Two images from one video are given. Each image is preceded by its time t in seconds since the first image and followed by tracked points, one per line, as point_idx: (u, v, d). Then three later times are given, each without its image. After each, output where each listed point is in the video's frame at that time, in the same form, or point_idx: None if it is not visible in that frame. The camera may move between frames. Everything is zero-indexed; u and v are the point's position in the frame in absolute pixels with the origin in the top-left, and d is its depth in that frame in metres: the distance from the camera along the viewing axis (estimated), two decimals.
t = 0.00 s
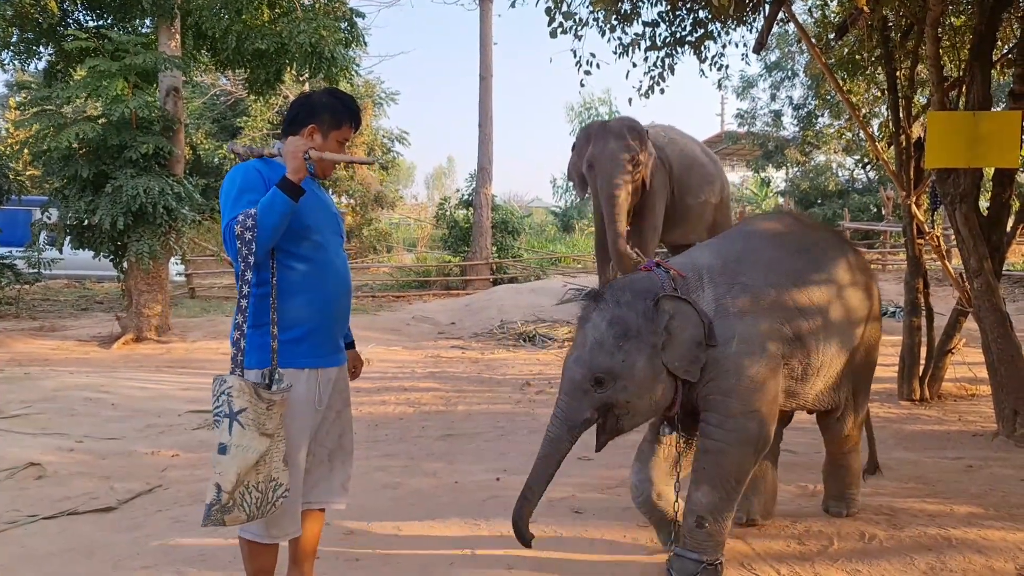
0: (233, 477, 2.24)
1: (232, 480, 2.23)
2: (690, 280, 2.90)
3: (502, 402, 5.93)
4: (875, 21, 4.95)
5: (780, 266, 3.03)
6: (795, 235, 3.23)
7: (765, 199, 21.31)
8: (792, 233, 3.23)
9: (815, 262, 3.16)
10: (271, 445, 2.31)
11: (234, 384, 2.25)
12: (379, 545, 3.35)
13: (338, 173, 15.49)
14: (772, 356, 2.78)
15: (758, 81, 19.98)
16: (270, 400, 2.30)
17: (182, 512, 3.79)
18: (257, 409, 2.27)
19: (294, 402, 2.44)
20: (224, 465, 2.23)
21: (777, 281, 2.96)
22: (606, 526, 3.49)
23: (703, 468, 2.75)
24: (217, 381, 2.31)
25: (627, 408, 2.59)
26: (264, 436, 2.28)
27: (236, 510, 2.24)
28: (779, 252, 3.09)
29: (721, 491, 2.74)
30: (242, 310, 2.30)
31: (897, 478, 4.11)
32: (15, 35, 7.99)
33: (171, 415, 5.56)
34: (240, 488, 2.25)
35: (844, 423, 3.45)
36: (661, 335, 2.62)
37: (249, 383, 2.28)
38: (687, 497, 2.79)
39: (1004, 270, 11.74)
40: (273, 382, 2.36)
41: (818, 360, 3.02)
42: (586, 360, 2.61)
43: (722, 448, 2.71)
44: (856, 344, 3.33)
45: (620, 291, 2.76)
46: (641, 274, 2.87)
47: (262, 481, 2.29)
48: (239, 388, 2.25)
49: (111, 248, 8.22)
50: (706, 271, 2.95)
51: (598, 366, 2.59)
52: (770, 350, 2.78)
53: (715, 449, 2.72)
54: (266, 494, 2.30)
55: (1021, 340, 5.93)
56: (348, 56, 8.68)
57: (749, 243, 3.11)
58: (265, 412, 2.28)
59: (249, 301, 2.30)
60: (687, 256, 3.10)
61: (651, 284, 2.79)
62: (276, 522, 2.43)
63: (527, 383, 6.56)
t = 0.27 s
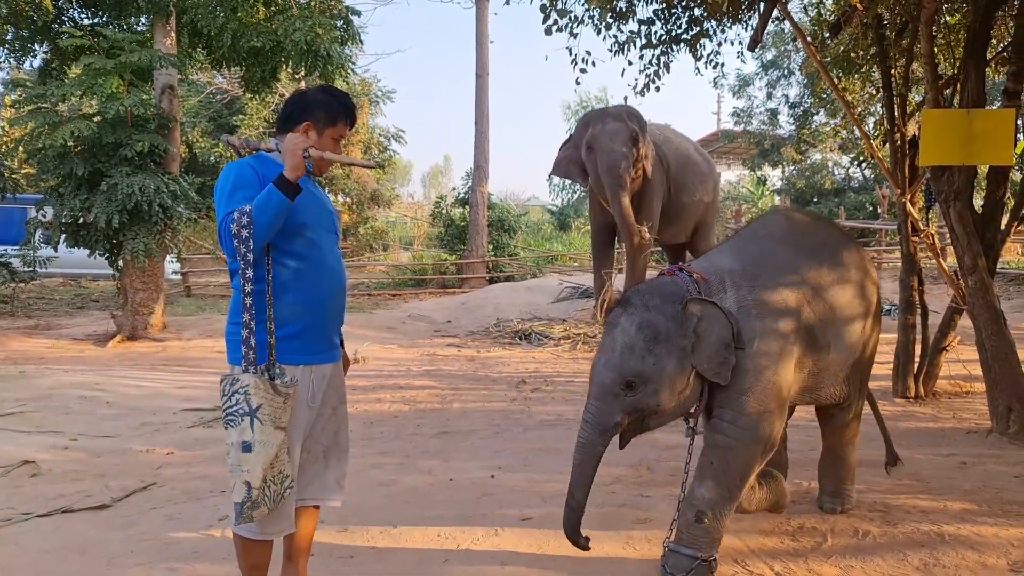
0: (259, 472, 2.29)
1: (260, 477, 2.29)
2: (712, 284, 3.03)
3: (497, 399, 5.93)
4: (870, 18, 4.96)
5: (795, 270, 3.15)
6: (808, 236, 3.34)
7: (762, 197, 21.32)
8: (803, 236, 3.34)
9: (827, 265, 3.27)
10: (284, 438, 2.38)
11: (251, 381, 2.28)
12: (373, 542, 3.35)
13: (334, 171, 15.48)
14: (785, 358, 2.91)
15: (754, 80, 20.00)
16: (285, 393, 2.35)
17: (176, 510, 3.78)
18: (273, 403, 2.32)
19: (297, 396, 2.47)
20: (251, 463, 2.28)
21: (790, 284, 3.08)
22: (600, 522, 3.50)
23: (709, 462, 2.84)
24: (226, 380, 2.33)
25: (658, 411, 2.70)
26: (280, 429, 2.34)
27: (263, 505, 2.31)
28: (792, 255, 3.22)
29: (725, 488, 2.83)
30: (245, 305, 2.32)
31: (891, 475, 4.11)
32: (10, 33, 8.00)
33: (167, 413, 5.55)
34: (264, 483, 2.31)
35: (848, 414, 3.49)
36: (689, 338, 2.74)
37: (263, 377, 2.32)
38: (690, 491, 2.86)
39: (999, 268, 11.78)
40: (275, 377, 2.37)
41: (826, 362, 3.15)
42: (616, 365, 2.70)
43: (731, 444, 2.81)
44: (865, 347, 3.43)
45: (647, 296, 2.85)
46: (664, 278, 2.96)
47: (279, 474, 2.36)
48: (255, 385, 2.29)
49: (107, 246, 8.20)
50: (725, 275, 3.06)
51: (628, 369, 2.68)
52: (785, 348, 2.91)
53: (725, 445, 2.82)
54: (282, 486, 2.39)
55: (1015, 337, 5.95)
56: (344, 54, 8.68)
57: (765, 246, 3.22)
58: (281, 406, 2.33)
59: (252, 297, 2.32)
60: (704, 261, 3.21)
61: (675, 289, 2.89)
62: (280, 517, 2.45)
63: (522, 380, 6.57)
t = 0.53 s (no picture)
0: (266, 456, 2.34)
1: (266, 461, 2.33)
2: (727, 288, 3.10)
3: (487, 395, 5.94)
4: (859, 13, 4.97)
5: (799, 272, 3.28)
6: (810, 237, 3.47)
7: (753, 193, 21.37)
8: (804, 236, 3.46)
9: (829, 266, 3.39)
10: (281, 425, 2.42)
11: (252, 368, 2.32)
12: (361, 538, 3.34)
13: (325, 168, 15.45)
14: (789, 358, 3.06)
15: (745, 76, 20.03)
16: (281, 379, 2.40)
17: (164, 506, 3.78)
18: (272, 389, 2.37)
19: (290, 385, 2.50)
20: (258, 448, 2.31)
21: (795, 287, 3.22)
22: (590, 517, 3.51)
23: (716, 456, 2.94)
24: (225, 369, 2.34)
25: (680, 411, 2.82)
26: (278, 414, 2.39)
27: (268, 489, 2.35)
28: (798, 257, 3.33)
29: (726, 482, 2.93)
30: (241, 294, 2.32)
31: (878, 469, 4.13)
32: None
33: (155, 410, 5.54)
34: (268, 468, 2.35)
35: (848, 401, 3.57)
36: (711, 340, 2.83)
37: (262, 363, 2.36)
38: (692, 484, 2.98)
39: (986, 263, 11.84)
40: (269, 362, 2.39)
41: (827, 361, 3.30)
42: (640, 367, 2.80)
43: (736, 441, 2.92)
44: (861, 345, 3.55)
45: (669, 300, 2.93)
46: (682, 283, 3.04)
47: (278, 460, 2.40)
48: (256, 371, 2.33)
49: (96, 243, 8.17)
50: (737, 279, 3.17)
51: (653, 372, 2.79)
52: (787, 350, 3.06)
53: (730, 442, 2.93)
54: (280, 473, 2.42)
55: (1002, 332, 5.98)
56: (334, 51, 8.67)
57: (771, 249, 3.34)
58: (280, 390, 2.39)
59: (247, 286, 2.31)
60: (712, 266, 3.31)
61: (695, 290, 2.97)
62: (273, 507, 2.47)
63: (513, 376, 6.58)
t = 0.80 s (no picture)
0: (236, 440, 2.30)
1: (236, 444, 2.29)
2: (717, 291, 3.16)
3: (464, 388, 5.94)
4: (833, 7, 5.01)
5: (783, 268, 3.35)
6: (790, 233, 3.54)
7: (731, 187, 21.50)
8: (786, 232, 3.53)
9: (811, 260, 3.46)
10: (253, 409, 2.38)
11: (224, 350, 2.29)
12: (334, 530, 3.32)
13: (303, 161, 15.35)
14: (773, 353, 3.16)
15: (724, 71, 20.12)
16: (254, 363, 2.36)
17: (137, 500, 3.74)
18: (244, 371, 2.33)
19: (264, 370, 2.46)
20: (228, 431, 2.27)
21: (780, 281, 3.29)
22: (566, 508, 3.51)
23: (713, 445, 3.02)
24: (197, 351, 2.31)
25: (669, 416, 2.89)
26: (250, 398, 2.35)
27: (237, 474, 2.31)
28: (781, 253, 3.41)
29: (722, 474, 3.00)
30: (214, 279, 2.29)
31: (851, 460, 4.17)
32: None
33: (129, 404, 5.48)
34: (239, 452, 2.31)
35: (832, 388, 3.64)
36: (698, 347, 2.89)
37: (234, 345, 2.33)
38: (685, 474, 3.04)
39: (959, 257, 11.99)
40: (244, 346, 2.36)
41: (810, 354, 3.38)
42: (631, 377, 2.86)
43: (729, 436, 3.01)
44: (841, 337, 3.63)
45: (659, 308, 2.98)
46: (671, 290, 3.07)
47: (249, 445, 2.36)
48: (228, 353, 2.30)
49: (69, 236, 8.07)
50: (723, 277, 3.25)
51: (644, 380, 2.84)
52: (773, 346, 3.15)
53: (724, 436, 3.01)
54: (252, 460, 2.39)
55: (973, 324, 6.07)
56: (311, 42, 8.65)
57: (753, 246, 3.42)
58: (253, 374, 2.35)
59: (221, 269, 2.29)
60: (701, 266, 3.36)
61: (683, 298, 3.02)
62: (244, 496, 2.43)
63: (491, 369, 6.58)
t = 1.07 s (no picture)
0: (203, 416, 2.24)
1: (203, 421, 2.23)
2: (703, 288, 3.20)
3: (449, 379, 5.95)
4: None
5: (765, 261, 3.37)
6: (773, 226, 3.56)
7: (715, 179, 21.57)
8: (768, 225, 3.55)
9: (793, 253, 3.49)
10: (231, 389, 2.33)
11: (200, 324, 2.25)
12: (318, 520, 3.32)
13: (287, 152, 15.25)
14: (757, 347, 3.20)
15: (708, 63, 20.15)
16: (233, 341, 2.31)
17: (119, 491, 3.72)
18: (221, 349, 2.28)
19: (245, 350, 2.41)
20: (195, 406, 2.23)
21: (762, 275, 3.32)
22: (550, 497, 3.52)
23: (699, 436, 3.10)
24: (177, 326, 2.29)
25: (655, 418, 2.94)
26: (226, 377, 2.29)
27: (205, 453, 2.24)
28: (763, 247, 3.42)
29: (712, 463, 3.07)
30: (195, 264, 2.26)
31: (834, 449, 4.21)
32: None
33: (111, 395, 5.44)
34: (208, 430, 2.25)
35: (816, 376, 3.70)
36: (684, 349, 2.93)
37: (212, 322, 2.29)
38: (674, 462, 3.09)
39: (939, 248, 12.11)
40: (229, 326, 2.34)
41: (794, 347, 3.41)
42: (618, 378, 2.91)
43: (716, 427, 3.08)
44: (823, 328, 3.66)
45: (646, 310, 3.01)
46: (657, 292, 3.09)
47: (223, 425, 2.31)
48: (204, 327, 2.25)
49: (50, 227, 7.98)
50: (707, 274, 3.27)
51: (631, 383, 2.88)
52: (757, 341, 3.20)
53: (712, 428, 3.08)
54: (228, 443, 2.33)
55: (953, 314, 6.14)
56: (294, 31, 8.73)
57: (737, 240, 3.45)
58: (230, 352, 2.29)
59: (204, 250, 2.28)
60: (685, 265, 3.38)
61: (670, 300, 3.04)
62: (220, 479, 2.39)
63: (476, 360, 6.59)
